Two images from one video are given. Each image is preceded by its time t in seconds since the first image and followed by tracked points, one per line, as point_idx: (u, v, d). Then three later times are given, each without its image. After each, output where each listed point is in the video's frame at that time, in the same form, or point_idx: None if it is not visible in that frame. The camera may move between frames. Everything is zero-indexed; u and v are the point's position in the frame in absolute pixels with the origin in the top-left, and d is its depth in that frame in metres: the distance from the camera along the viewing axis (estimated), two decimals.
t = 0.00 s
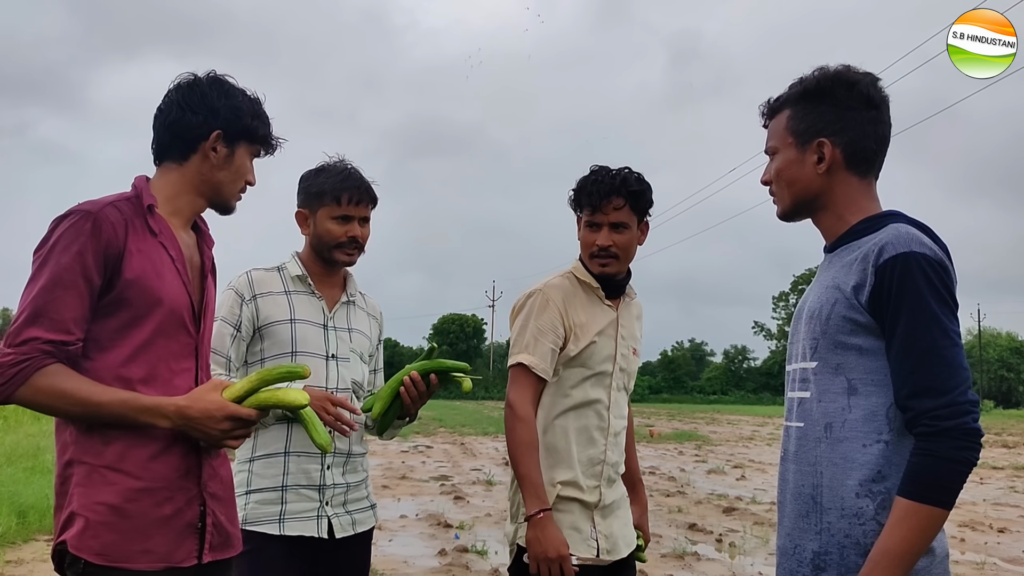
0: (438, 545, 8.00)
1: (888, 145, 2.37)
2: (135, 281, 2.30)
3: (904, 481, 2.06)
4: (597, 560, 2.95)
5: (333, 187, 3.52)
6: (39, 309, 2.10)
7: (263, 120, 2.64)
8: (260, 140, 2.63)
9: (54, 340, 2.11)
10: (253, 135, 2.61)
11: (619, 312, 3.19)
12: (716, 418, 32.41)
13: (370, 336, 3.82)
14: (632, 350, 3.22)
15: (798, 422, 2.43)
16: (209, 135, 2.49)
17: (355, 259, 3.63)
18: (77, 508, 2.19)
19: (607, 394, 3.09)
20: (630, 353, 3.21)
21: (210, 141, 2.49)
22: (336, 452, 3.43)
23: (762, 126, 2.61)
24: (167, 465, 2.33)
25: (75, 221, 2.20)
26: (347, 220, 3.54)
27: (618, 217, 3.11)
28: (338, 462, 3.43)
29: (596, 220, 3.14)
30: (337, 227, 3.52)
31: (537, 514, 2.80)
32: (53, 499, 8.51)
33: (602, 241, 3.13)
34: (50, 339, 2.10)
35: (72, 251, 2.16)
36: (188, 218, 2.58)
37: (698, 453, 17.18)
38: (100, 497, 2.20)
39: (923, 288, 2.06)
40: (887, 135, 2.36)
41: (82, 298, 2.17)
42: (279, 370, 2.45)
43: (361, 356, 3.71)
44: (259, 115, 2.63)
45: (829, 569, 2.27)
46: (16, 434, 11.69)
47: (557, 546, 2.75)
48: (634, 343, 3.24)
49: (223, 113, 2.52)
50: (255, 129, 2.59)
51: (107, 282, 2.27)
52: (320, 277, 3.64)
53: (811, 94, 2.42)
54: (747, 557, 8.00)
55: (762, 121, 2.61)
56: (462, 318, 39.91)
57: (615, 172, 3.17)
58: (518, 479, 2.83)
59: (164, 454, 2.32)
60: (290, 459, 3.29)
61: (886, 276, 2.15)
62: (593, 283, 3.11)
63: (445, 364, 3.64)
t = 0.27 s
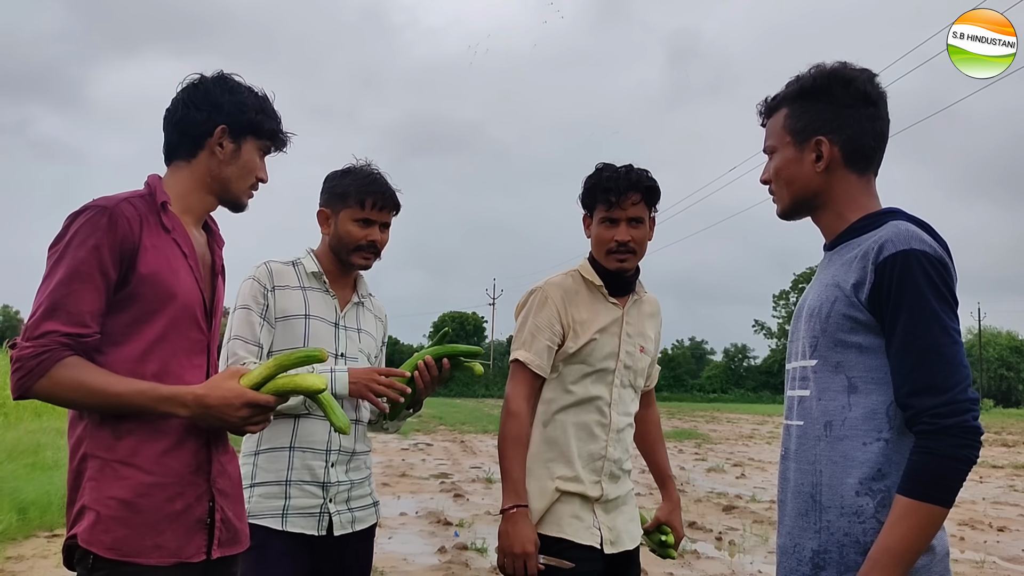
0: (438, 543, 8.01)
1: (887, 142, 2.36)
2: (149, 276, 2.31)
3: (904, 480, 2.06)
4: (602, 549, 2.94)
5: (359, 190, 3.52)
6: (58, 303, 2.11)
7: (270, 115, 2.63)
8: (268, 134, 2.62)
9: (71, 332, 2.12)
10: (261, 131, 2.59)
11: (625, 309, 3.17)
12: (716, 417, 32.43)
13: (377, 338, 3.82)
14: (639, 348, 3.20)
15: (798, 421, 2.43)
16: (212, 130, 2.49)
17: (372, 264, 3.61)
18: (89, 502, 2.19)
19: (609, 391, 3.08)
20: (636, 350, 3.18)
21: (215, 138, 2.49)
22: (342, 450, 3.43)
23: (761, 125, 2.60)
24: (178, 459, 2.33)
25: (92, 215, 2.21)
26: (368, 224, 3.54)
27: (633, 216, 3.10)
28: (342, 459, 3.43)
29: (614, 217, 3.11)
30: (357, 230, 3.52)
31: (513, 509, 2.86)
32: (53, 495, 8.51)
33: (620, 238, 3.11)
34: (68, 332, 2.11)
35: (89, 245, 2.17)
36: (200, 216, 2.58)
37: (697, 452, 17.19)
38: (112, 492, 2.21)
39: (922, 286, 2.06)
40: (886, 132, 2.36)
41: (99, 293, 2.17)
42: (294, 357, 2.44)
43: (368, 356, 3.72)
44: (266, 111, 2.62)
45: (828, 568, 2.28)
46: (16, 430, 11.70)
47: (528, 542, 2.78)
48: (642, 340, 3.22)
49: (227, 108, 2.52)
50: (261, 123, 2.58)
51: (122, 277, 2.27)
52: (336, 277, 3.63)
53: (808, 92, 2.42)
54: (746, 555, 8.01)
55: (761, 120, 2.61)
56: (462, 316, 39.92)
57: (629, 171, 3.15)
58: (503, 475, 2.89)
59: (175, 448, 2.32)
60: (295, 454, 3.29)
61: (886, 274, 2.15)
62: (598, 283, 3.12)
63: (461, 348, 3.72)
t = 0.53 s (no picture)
0: (437, 541, 8.00)
1: (886, 139, 2.35)
2: (165, 275, 2.30)
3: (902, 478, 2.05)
4: (612, 555, 2.93)
5: (377, 190, 3.53)
6: (74, 298, 2.11)
7: (265, 99, 2.58)
8: (264, 118, 2.56)
9: (87, 328, 2.12)
10: (253, 115, 2.55)
11: (624, 306, 3.16)
12: (715, 416, 32.43)
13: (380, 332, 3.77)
14: (640, 342, 3.19)
15: (797, 420, 2.42)
16: (202, 127, 2.51)
17: (389, 264, 3.61)
18: (102, 497, 2.21)
19: (615, 389, 3.07)
20: (638, 345, 3.18)
21: (206, 133, 2.51)
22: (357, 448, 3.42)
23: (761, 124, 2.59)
24: (187, 457, 2.31)
25: (111, 214, 2.21)
26: (387, 223, 3.54)
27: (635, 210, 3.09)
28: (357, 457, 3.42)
29: (617, 212, 3.08)
30: (376, 229, 3.52)
31: (505, 513, 2.87)
32: (52, 493, 8.50)
33: (625, 233, 3.09)
34: (84, 327, 2.11)
35: (107, 242, 2.17)
36: (220, 217, 2.58)
37: (696, 451, 17.19)
38: (123, 487, 2.21)
39: (921, 284, 2.05)
40: (884, 130, 2.34)
41: (116, 290, 2.17)
42: (309, 361, 2.39)
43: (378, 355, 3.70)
44: (257, 95, 2.57)
45: (827, 567, 2.27)
46: (15, 428, 11.69)
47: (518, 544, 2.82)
48: (642, 335, 3.21)
49: (215, 102, 2.52)
50: (252, 109, 2.53)
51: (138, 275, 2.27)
52: (355, 276, 3.62)
53: (805, 92, 2.40)
54: (745, 554, 8.01)
55: (761, 118, 2.59)
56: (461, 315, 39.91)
57: (627, 166, 3.14)
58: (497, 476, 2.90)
59: (184, 446, 2.31)
60: (315, 450, 3.28)
61: (884, 272, 2.14)
62: (597, 280, 3.11)
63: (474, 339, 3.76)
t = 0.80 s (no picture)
0: (436, 540, 7.98)
1: (886, 139, 2.32)
2: (167, 277, 2.28)
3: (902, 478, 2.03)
4: (614, 554, 2.91)
5: (384, 187, 3.52)
6: (75, 298, 2.11)
7: (273, 102, 2.56)
8: (272, 119, 2.54)
9: (85, 329, 2.11)
10: (261, 117, 2.53)
11: (619, 299, 3.16)
12: (714, 414, 32.42)
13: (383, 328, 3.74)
14: (638, 336, 3.18)
15: (796, 420, 2.41)
16: (211, 129, 2.50)
17: (399, 260, 3.59)
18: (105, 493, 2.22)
19: (615, 382, 3.05)
20: (636, 340, 3.16)
21: (215, 135, 2.50)
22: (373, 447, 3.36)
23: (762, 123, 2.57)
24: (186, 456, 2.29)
25: (113, 215, 2.20)
26: (395, 219, 3.53)
27: (626, 203, 3.08)
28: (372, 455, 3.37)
29: (607, 206, 3.07)
30: (385, 225, 3.50)
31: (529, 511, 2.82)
32: (50, 490, 8.48)
33: (616, 227, 3.07)
34: (83, 328, 2.10)
35: (109, 243, 2.16)
36: (229, 220, 2.56)
37: (695, 450, 17.17)
38: (125, 482, 2.21)
39: (921, 282, 2.03)
40: (885, 130, 2.32)
41: (118, 291, 2.16)
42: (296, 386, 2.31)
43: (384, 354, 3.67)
44: (266, 98, 2.55)
45: (827, 567, 2.25)
46: (13, 426, 11.68)
47: (551, 541, 2.75)
48: (640, 329, 3.20)
49: (222, 105, 2.51)
50: (259, 110, 2.51)
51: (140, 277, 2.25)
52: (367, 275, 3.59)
53: (806, 91, 2.39)
54: (744, 553, 7.98)
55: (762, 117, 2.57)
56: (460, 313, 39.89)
57: (616, 160, 3.13)
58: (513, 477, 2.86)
59: (183, 445, 2.29)
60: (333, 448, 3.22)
61: (883, 271, 2.13)
62: (591, 275, 3.09)
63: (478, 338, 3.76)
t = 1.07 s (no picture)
0: (435, 539, 7.97)
1: (892, 141, 2.31)
2: (161, 277, 2.27)
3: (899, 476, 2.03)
4: (614, 555, 2.91)
5: (381, 181, 3.52)
6: (68, 303, 2.10)
7: (260, 96, 2.54)
8: (259, 114, 2.52)
9: (80, 332, 2.10)
10: (248, 112, 2.51)
11: (617, 296, 3.16)
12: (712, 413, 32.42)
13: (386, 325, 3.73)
14: (637, 334, 3.18)
15: (796, 419, 2.40)
16: (196, 124, 2.48)
17: (398, 253, 3.58)
18: (107, 495, 2.20)
19: (619, 379, 3.05)
20: (635, 336, 3.16)
21: (201, 130, 2.48)
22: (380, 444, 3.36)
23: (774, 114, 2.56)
24: (189, 456, 2.28)
25: (103, 218, 2.19)
26: (393, 213, 3.52)
27: (623, 199, 3.08)
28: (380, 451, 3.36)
29: (605, 202, 3.06)
30: (382, 220, 3.49)
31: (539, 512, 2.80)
32: (48, 490, 8.47)
33: (614, 223, 3.07)
34: (78, 331, 2.10)
35: (100, 246, 2.14)
36: (217, 214, 2.55)
37: (693, 448, 17.17)
38: (128, 484, 2.20)
39: (915, 280, 2.02)
40: (891, 131, 2.30)
41: (111, 294, 2.15)
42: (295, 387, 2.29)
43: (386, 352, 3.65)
44: (253, 92, 2.53)
45: (827, 567, 2.24)
46: (11, 425, 11.66)
47: (562, 547, 2.73)
48: (638, 326, 3.20)
49: (208, 99, 2.49)
50: (245, 105, 2.49)
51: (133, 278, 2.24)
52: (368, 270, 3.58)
53: (816, 84, 2.37)
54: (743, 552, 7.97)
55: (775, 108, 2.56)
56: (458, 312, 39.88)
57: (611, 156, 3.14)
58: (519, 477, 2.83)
59: (186, 446, 2.28)
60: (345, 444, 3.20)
61: (876, 270, 2.11)
62: (590, 273, 3.08)
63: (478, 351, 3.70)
